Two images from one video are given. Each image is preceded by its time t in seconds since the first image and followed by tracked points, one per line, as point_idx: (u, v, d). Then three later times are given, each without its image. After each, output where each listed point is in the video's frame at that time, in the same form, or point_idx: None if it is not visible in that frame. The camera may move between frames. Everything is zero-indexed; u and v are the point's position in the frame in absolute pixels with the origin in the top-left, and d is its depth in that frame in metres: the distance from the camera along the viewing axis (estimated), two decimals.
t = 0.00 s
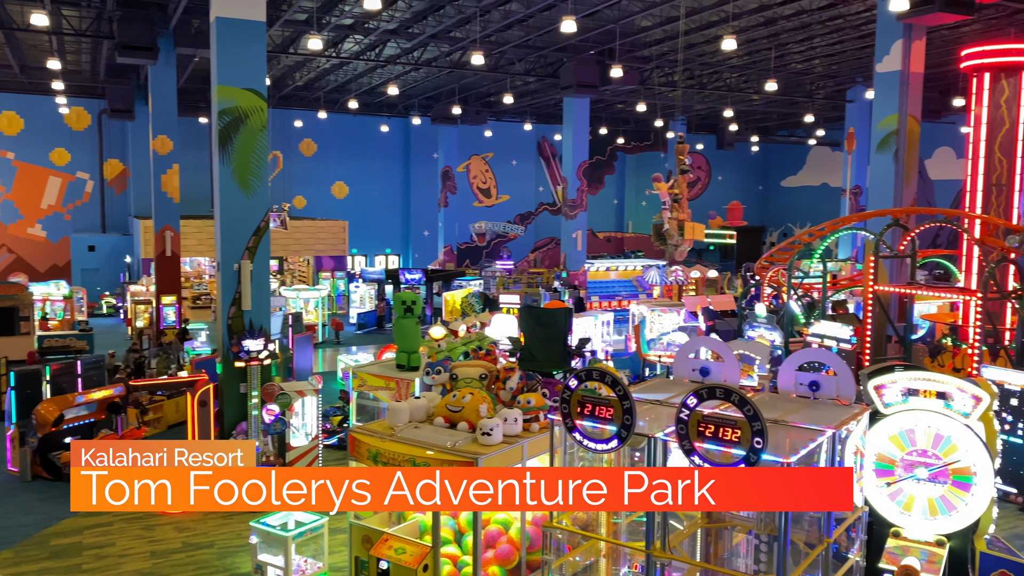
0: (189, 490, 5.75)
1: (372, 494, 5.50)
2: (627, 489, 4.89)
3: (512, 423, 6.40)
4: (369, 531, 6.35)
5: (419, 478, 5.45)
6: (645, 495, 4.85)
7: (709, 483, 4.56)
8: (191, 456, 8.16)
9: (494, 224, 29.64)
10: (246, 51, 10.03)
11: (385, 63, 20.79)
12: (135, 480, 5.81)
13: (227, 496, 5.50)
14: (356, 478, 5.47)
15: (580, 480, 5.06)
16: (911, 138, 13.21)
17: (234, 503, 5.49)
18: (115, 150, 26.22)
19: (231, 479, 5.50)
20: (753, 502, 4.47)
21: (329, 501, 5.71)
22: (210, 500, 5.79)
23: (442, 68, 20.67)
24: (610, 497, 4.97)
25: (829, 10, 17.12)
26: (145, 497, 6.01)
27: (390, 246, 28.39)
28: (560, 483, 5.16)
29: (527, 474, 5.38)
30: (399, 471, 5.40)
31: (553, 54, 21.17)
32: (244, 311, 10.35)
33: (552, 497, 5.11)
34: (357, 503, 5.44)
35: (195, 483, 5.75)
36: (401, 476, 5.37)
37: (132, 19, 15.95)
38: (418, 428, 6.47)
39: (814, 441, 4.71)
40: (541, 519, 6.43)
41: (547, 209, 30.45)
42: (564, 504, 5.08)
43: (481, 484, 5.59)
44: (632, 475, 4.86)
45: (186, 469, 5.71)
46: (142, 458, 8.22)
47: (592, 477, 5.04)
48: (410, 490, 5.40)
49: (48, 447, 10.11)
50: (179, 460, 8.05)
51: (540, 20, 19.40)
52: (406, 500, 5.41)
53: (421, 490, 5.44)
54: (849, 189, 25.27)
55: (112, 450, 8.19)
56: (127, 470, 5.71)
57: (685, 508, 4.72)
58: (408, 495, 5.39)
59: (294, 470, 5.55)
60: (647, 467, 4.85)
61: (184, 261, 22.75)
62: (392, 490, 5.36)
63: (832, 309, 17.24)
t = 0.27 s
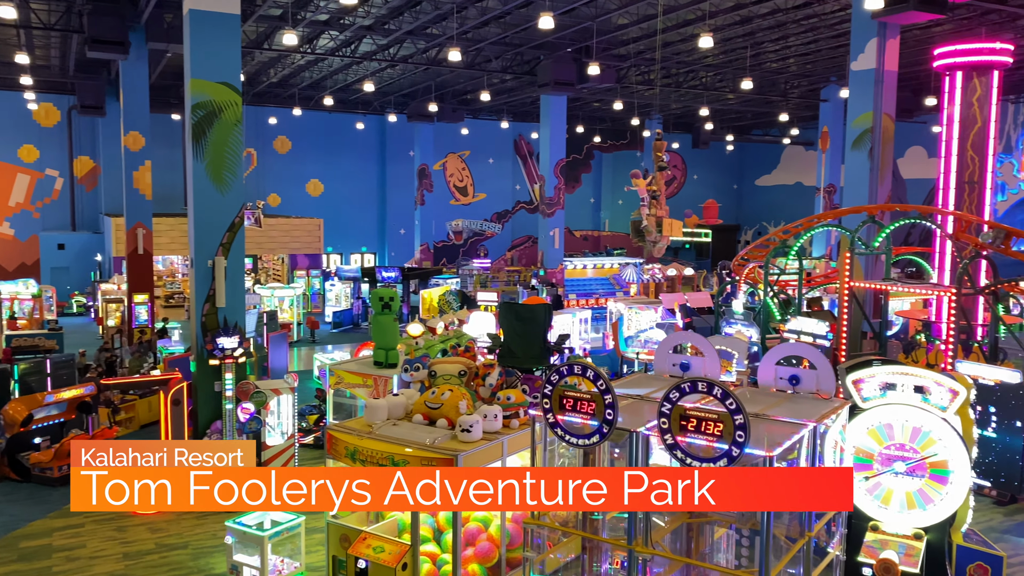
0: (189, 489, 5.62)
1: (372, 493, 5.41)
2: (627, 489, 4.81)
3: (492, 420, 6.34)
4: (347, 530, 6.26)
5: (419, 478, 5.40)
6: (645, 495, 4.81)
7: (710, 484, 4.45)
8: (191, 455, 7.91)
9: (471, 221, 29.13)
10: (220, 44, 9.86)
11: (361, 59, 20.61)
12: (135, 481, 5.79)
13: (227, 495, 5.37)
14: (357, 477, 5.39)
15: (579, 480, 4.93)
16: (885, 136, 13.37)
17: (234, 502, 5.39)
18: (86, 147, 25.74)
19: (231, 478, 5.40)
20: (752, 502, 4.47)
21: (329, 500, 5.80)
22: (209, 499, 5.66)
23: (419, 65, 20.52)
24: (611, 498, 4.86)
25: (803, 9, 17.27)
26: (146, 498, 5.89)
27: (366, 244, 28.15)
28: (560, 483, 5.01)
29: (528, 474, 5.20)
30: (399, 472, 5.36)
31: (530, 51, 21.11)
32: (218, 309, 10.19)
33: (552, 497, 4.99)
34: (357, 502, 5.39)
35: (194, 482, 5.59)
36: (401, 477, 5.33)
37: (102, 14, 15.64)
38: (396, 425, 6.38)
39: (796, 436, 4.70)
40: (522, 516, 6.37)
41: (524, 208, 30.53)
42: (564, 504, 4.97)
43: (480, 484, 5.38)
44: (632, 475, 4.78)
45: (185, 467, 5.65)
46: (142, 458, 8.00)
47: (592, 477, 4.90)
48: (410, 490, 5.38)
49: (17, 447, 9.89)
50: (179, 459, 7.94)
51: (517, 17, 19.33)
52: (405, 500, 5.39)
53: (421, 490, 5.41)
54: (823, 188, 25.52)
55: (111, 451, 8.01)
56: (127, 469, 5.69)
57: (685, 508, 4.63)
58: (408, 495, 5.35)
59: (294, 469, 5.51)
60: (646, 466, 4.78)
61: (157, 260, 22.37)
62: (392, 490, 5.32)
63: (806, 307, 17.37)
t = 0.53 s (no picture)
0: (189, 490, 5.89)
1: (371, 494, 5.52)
2: (628, 489, 4.74)
3: (473, 416, 6.28)
4: (325, 528, 6.17)
5: (419, 478, 5.54)
6: (645, 495, 4.75)
7: (709, 483, 4.63)
8: (191, 456, 8.42)
9: (449, 219, 29.28)
10: (195, 37, 9.67)
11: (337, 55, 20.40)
12: (136, 482, 6.04)
13: (229, 496, 5.73)
14: (357, 477, 5.50)
15: (579, 480, 4.90)
16: (861, 133, 13.51)
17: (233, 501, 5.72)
18: (56, 144, 25.25)
19: (232, 479, 5.69)
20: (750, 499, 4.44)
21: (329, 501, 5.77)
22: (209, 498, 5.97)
23: (396, 61, 20.36)
24: (611, 497, 4.80)
25: (780, 8, 17.38)
26: (146, 497, 6.14)
27: (343, 242, 27.85)
28: (560, 483, 5.04)
29: (528, 474, 5.21)
30: (399, 472, 5.52)
31: (508, 48, 21.04)
32: (193, 306, 10.02)
33: (552, 496, 5.02)
34: (357, 502, 5.47)
35: (194, 482, 5.94)
36: (401, 477, 5.48)
37: (73, 7, 15.30)
38: (376, 422, 6.30)
39: (779, 430, 4.69)
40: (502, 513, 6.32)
41: (502, 206, 30.43)
42: (564, 504, 4.98)
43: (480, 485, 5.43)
44: (632, 475, 4.73)
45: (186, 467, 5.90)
46: (141, 458, 8.58)
47: (593, 477, 4.86)
48: (410, 490, 5.49)
49: None
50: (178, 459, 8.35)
51: (495, 14, 19.25)
52: (405, 501, 5.52)
53: (421, 490, 5.53)
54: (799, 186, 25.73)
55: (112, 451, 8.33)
56: (128, 469, 5.92)
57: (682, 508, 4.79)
58: (408, 495, 5.48)
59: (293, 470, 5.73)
60: (646, 466, 4.74)
61: (129, 258, 21.97)
62: (392, 489, 5.45)
63: (783, 303, 17.47)
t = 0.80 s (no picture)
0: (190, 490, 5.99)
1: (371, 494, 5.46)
2: (628, 489, 4.69)
3: (454, 412, 6.22)
4: (305, 527, 6.08)
5: (419, 478, 5.52)
6: (645, 495, 4.68)
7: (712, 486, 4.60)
8: (191, 455, 7.84)
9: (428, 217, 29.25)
10: (169, 29, 9.50)
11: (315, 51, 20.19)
12: (136, 482, 6.12)
13: (230, 495, 5.83)
14: (356, 477, 5.47)
15: (580, 480, 4.87)
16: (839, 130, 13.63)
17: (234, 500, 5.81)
18: (28, 140, 24.77)
19: (232, 479, 5.74)
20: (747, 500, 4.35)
21: (330, 501, 5.67)
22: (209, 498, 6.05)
23: (375, 57, 20.18)
24: (611, 498, 4.77)
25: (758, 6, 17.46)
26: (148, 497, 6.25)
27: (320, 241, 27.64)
28: (561, 483, 5.00)
29: (528, 473, 5.16)
30: (399, 472, 5.50)
31: (487, 44, 20.93)
32: (169, 302, 9.83)
33: (553, 497, 4.98)
34: (357, 502, 5.41)
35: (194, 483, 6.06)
36: (401, 476, 5.47)
37: None
38: (356, 419, 6.22)
39: (762, 424, 4.70)
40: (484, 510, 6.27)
41: (480, 205, 30.24)
42: (564, 504, 4.94)
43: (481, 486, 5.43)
44: (632, 475, 4.67)
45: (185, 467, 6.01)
46: (142, 458, 8.06)
47: (593, 477, 4.82)
48: (410, 490, 5.48)
49: None
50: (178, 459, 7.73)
51: (474, 10, 19.15)
52: (405, 501, 5.51)
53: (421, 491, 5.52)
54: (776, 184, 25.91)
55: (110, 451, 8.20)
56: (128, 470, 5.93)
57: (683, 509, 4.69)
58: (408, 495, 5.47)
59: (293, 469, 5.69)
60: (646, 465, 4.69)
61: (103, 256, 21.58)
62: (392, 490, 5.46)
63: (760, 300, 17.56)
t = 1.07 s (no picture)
0: (188, 490, 5.84)
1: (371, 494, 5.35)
2: (627, 490, 4.70)
3: (435, 408, 6.17)
4: (284, 525, 5.97)
5: (419, 479, 5.30)
6: (644, 494, 4.68)
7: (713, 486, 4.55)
8: (190, 456, 7.09)
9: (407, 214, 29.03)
10: (143, 22, 9.32)
11: (292, 47, 19.95)
12: (135, 481, 6.04)
13: (230, 496, 5.71)
14: (356, 477, 5.29)
15: (579, 479, 4.78)
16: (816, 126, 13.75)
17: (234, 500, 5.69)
18: None
19: (231, 479, 5.62)
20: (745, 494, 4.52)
21: (329, 501, 5.47)
22: (209, 497, 5.88)
23: (353, 53, 19.99)
24: (611, 497, 4.75)
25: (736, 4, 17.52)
26: (148, 496, 6.07)
27: (297, 238, 27.36)
28: (561, 483, 4.92)
29: (529, 474, 5.16)
30: (399, 471, 5.30)
31: (465, 41, 20.80)
32: (144, 299, 9.66)
33: (553, 496, 4.93)
34: (357, 502, 5.28)
35: (194, 482, 5.84)
36: (400, 477, 5.25)
37: None
38: (335, 416, 6.15)
39: (746, 417, 4.70)
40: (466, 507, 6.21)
41: (460, 202, 30.20)
42: (564, 503, 4.89)
43: (482, 484, 5.24)
44: (632, 475, 4.67)
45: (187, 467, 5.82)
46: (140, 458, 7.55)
47: (593, 476, 4.75)
48: (410, 490, 5.27)
49: None
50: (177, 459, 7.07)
51: (452, 6, 19.02)
52: (405, 500, 5.32)
53: (421, 491, 5.29)
54: (754, 181, 26.06)
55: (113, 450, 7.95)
56: (128, 470, 5.88)
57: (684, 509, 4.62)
58: (408, 495, 5.28)
59: (293, 469, 5.48)
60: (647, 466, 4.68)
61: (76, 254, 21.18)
62: (392, 489, 5.25)
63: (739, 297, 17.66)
